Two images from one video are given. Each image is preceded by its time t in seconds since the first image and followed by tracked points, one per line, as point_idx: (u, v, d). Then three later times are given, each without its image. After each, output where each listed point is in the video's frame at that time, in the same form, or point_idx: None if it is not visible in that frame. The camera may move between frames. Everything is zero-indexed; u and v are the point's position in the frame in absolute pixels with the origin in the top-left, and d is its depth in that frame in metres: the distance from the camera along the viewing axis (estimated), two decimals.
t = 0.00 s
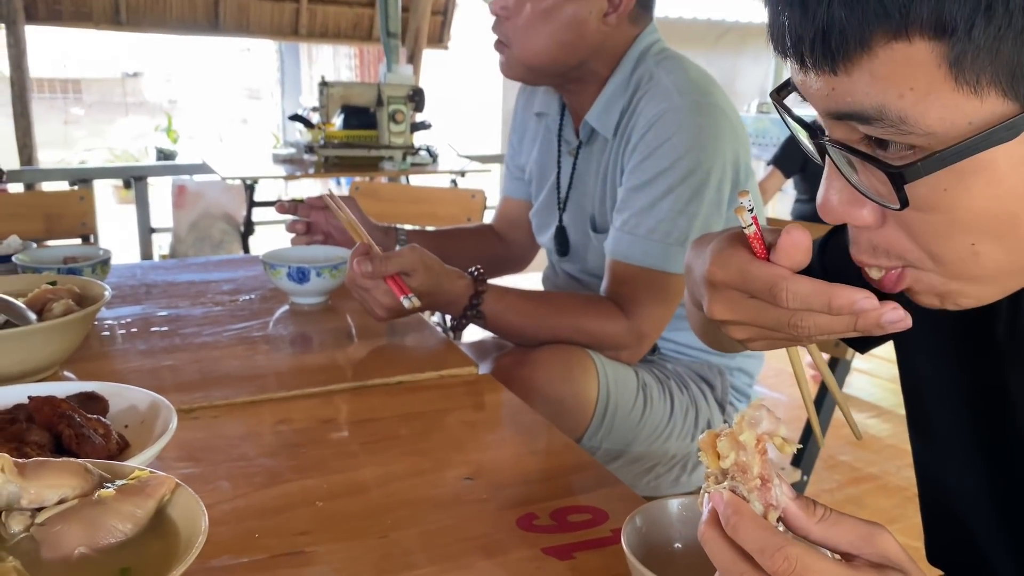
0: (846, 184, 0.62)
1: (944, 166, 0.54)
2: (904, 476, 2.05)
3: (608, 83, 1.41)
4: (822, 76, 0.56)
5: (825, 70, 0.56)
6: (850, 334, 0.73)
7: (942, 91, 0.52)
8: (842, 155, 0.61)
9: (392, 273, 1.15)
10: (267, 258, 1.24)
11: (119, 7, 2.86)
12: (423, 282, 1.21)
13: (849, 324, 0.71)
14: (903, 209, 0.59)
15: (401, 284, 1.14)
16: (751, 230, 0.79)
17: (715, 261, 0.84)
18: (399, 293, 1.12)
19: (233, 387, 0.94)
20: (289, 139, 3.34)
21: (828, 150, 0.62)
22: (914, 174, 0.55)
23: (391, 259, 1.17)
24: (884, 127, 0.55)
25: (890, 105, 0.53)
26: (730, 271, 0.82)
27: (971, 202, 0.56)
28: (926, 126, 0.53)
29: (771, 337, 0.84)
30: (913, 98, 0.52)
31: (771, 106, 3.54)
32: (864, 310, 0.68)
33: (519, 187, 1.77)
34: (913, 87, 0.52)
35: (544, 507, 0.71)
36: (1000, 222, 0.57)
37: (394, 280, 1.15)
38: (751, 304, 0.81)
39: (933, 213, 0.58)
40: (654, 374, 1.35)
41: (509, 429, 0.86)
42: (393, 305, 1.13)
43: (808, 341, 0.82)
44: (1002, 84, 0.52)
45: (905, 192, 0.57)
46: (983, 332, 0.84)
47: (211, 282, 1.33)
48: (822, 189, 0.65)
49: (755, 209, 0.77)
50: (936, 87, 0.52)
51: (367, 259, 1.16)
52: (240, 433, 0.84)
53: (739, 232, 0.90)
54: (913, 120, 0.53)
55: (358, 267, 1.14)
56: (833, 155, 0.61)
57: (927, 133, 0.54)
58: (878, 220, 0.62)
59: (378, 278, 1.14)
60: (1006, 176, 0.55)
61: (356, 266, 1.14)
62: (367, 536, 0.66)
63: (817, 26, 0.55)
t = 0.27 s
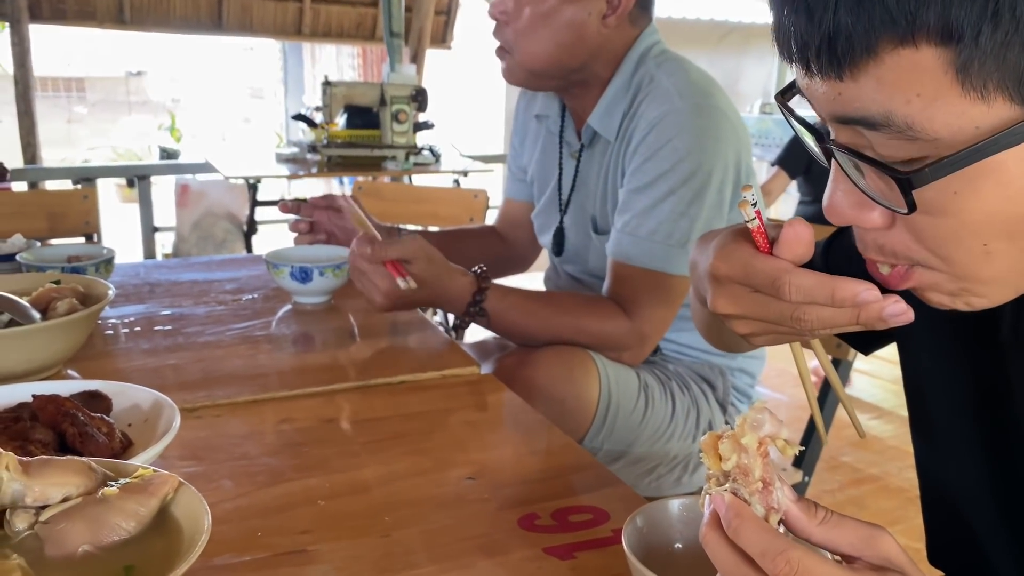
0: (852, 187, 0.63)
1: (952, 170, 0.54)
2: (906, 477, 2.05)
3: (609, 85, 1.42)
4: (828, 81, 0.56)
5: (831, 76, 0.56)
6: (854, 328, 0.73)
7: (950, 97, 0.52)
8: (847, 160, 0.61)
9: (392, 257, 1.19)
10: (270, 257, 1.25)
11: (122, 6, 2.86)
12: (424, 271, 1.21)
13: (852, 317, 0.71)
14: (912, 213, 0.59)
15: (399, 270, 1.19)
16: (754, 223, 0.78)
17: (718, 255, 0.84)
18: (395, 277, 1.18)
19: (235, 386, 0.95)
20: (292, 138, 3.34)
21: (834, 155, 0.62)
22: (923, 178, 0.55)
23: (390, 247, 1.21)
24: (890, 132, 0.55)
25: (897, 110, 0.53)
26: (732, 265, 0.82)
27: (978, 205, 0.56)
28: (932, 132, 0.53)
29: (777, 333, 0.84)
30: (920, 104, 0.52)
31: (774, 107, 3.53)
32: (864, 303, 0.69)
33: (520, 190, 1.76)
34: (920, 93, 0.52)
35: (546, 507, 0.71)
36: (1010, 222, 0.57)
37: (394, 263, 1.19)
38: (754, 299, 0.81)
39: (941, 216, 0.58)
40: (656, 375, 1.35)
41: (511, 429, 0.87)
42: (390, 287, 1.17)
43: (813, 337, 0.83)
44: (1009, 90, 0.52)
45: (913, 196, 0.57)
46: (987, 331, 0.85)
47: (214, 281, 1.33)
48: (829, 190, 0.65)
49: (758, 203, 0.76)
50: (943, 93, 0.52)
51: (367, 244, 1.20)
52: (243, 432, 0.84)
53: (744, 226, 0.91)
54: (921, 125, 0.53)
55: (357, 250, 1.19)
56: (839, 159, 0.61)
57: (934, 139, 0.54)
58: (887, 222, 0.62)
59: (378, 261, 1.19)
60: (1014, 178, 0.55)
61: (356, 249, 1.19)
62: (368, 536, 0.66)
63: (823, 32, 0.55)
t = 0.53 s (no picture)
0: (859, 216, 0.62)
1: (958, 196, 0.54)
2: (908, 478, 2.05)
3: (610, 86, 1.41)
4: (822, 118, 0.55)
5: (823, 114, 0.55)
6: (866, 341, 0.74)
7: (945, 128, 0.50)
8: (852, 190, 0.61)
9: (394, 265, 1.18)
10: (274, 257, 1.25)
11: (126, 5, 2.86)
12: (428, 276, 1.21)
13: (868, 333, 0.71)
14: (920, 241, 0.58)
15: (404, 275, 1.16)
16: (763, 247, 0.80)
17: (727, 277, 0.84)
18: (400, 283, 1.14)
19: (239, 385, 0.95)
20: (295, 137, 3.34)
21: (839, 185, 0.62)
22: (926, 211, 0.55)
23: (392, 252, 1.20)
24: (890, 165, 0.54)
25: (895, 144, 0.52)
26: (742, 286, 0.81)
27: (986, 229, 0.56)
28: (933, 161, 0.52)
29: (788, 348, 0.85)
30: (916, 136, 0.51)
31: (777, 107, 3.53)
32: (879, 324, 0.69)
33: (523, 191, 1.76)
34: (915, 127, 0.51)
35: (549, 507, 0.71)
36: (1015, 240, 0.56)
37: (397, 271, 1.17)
38: (767, 319, 0.81)
39: (954, 245, 0.58)
40: (658, 375, 1.35)
41: (514, 429, 0.87)
42: (394, 295, 1.14)
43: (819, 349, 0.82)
44: (1004, 115, 0.49)
45: (920, 224, 0.57)
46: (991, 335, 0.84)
47: (217, 280, 1.33)
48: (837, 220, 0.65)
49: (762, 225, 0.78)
50: (938, 124, 0.50)
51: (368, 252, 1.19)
52: (247, 431, 0.84)
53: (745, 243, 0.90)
54: (920, 157, 0.52)
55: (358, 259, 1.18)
56: (847, 193, 0.61)
57: (935, 167, 0.53)
58: (898, 247, 0.62)
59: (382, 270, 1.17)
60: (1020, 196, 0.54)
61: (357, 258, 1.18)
62: (372, 535, 0.66)
63: (810, 75, 0.54)
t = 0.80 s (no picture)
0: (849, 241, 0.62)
1: (947, 226, 0.54)
2: (910, 476, 2.05)
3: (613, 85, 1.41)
4: (809, 153, 0.55)
5: (809, 149, 0.55)
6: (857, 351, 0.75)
7: (931, 158, 0.50)
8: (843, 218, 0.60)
9: (398, 273, 1.15)
10: (277, 254, 1.25)
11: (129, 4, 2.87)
12: (431, 281, 1.21)
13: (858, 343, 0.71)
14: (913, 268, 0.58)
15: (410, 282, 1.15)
16: (748, 261, 0.81)
17: (718, 292, 0.84)
18: (407, 291, 1.12)
19: (243, 382, 0.95)
20: (298, 135, 3.34)
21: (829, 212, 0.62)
22: (917, 242, 0.56)
23: (396, 259, 1.18)
24: (878, 196, 0.54)
25: (881, 175, 0.52)
26: (733, 301, 0.82)
27: (974, 252, 0.56)
28: (919, 192, 0.52)
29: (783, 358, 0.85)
30: (902, 167, 0.51)
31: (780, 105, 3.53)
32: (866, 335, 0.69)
33: (525, 190, 1.76)
34: (900, 158, 0.51)
35: (552, 503, 0.71)
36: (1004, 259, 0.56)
37: (401, 279, 1.15)
38: (761, 333, 0.82)
39: (943, 271, 0.58)
40: (661, 373, 1.35)
41: (517, 426, 0.87)
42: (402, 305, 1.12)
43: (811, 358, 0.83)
44: (988, 142, 0.49)
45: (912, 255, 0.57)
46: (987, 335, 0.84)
47: (221, 277, 1.33)
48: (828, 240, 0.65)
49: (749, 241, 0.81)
50: (923, 155, 0.50)
51: (372, 262, 1.17)
52: (251, 428, 0.84)
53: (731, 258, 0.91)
54: (908, 187, 0.52)
55: (363, 269, 1.15)
56: (838, 223, 0.62)
57: (923, 196, 0.53)
58: (889, 269, 0.62)
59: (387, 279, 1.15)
60: (1008, 217, 0.54)
61: (362, 268, 1.15)
62: (376, 531, 0.66)
63: (792, 112, 0.54)
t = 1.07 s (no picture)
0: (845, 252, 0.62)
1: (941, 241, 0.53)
2: (916, 470, 2.05)
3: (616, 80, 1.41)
4: (801, 170, 0.55)
5: (801, 166, 0.54)
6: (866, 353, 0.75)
7: (923, 173, 0.50)
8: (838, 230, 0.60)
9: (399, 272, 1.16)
10: (282, 249, 1.25)
11: None
12: (432, 279, 1.21)
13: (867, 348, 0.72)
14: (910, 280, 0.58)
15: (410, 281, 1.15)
16: (751, 273, 0.80)
17: (722, 299, 0.83)
18: (408, 290, 1.12)
19: (249, 377, 0.95)
20: (301, 130, 3.34)
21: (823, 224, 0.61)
22: (911, 256, 0.55)
23: (397, 258, 1.18)
24: (873, 211, 0.53)
25: (874, 191, 0.52)
26: (738, 309, 0.81)
27: (971, 260, 0.55)
28: (913, 207, 0.52)
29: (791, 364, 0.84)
30: (895, 183, 0.51)
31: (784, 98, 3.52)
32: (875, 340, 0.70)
33: (528, 186, 1.76)
34: (893, 174, 0.50)
35: (559, 497, 0.71)
36: (1001, 267, 0.56)
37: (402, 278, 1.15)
38: (766, 340, 0.82)
39: (939, 282, 0.58)
40: (666, 367, 1.35)
41: (523, 420, 0.87)
42: (404, 303, 1.12)
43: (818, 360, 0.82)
44: (980, 156, 0.49)
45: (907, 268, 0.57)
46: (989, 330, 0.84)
47: (226, 272, 1.33)
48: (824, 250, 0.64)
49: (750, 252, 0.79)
50: (915, 171, 0.50)
51: (372, 262, 1.17)
52: (258, 422, 0.84)
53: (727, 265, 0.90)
54: (902, 202, 0.52)
55: (364, 269, 1.15)
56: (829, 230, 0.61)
57: (917, 210, 0.52)
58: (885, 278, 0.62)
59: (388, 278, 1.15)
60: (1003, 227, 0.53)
61: (362, 269, 1.15)
62: (383, 524, 0.66)
63: (783, 131, 0.53)
